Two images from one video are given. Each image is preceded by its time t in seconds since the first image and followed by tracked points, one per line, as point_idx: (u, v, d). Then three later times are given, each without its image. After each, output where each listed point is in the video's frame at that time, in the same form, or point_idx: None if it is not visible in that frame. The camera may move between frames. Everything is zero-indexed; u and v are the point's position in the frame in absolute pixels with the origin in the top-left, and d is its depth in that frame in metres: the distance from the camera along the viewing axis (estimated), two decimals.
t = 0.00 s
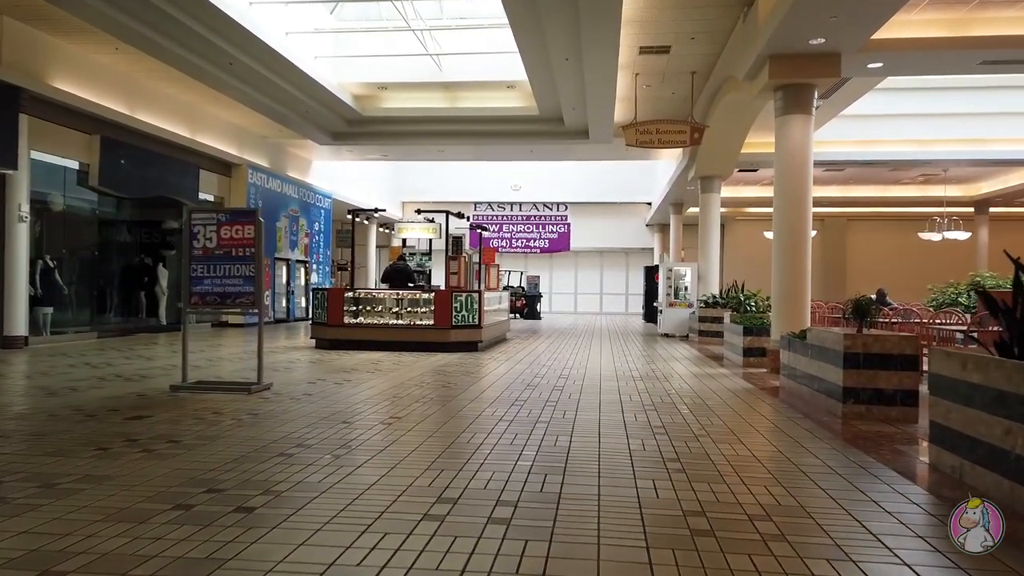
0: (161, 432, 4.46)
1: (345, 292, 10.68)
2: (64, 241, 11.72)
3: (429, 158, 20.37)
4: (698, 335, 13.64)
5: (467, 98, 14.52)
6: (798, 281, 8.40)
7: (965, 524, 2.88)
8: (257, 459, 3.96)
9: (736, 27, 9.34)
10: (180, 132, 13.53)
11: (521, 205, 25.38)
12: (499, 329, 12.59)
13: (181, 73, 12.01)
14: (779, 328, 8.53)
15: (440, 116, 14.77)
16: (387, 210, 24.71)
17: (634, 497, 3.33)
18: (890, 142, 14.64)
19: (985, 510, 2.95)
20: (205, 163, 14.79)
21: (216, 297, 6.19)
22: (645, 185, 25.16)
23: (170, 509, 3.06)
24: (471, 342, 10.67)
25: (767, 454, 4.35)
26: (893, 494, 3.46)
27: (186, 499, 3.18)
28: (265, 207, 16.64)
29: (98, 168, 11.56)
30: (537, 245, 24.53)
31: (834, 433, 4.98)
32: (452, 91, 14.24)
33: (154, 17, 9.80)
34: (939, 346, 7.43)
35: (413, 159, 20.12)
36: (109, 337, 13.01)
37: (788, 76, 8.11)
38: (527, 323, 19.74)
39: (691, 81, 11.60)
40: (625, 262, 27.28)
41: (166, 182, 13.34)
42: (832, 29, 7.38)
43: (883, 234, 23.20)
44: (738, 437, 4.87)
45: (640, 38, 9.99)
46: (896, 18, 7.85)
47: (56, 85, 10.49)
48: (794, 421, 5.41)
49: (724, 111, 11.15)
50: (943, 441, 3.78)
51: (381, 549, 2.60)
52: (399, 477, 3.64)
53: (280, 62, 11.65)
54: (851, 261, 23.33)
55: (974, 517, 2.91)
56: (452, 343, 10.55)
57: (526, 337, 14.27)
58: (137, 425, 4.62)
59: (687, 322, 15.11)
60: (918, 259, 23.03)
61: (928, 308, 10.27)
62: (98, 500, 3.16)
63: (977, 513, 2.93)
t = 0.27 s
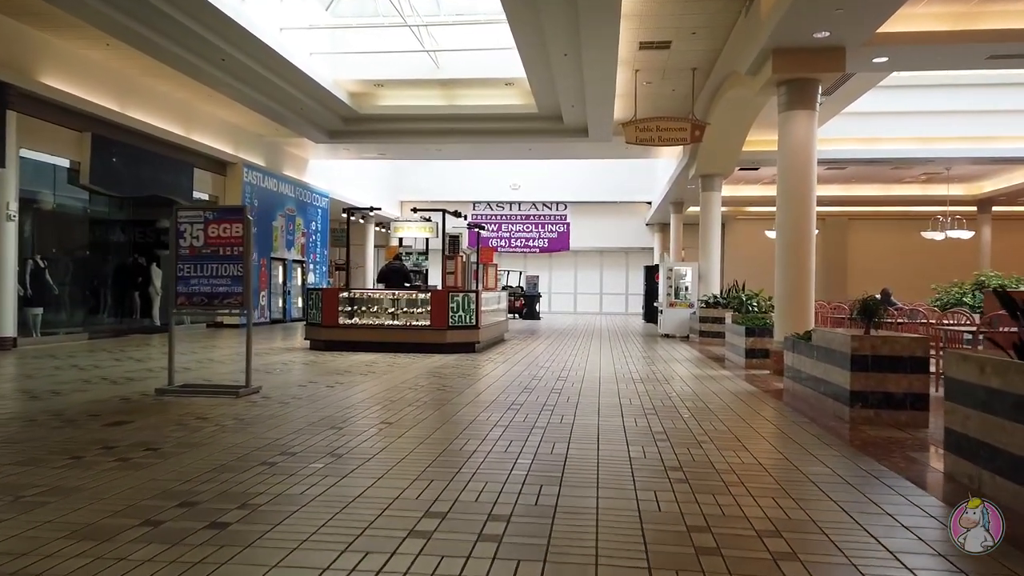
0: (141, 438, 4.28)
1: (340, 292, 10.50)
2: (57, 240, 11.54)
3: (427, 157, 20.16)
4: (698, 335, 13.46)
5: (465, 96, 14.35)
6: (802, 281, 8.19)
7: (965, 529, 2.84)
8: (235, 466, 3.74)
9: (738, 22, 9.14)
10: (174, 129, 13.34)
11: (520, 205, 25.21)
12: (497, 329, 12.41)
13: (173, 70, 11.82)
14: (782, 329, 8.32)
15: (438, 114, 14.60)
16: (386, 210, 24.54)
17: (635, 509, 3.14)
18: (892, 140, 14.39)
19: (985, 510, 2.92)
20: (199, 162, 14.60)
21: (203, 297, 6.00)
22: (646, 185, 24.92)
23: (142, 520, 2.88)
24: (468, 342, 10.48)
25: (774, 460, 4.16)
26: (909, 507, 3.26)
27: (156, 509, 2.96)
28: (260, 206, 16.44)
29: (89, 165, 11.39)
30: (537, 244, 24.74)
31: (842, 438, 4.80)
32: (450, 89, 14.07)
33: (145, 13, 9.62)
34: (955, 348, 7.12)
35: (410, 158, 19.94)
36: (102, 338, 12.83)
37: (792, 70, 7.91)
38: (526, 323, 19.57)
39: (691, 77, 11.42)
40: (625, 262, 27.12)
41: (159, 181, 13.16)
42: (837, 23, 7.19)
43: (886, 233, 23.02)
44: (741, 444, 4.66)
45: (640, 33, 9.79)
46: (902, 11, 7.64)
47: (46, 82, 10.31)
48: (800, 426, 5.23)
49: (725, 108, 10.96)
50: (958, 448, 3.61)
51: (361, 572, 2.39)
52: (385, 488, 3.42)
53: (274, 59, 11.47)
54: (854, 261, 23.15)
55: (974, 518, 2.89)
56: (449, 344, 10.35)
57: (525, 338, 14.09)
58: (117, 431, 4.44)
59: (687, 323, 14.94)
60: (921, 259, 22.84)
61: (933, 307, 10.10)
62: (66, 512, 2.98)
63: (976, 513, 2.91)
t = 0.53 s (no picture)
0: (123, 443, 4.11)
1: (336, 292, 10.34)
2: (51, 240, 11.40)
3: (426, 156, 19.99)
4: (700, 335, 13.30)
5: (464, 93, 14.18)
6: (806, 281, 8.01)
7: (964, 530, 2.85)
8: (218, 472, 3.54)
9: (741, 16, 8.97)
10: (168, 127, 13.18)
11: (520, 204, 25.03)
12: (496, 329, 12.23)
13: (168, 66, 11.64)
14: (787, 330, 8.14)
15: (436, 111, 14.43)
16: (386, 211, 24.39)
17: (641, 518, 2.95)
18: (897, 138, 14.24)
19: (984, 510, 2.93)
20: (195, 160, 14.43)
21: (192, 297, 5.84)
22: (647, 184, 24.77)
23: (118, 529, 2.71)
24: (466, 343, 10.31)
25: (784, 466, 3.99)
26: (929, 518, 3.09)
27: (130, 520, 2.76)
28: (257, 204, 16.26)
29: (81, 164, 11.30)
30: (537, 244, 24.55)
31: (852, 443, 4.64)
32: (449, 86, 13.89)
33: (139, 9, 9.44)
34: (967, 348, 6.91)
35: (409, 156, 19.76)
36: (96, 338, 12.66)
37: (797, 65, 7.74)
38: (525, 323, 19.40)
39: (693, 74, 11.26)
40: (625, 261, 26.95)
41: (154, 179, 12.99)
42: (843, 16, 7.01)
43: (889, 232, 22.83)
44: (749, 448, 4.48)
45: (642, 28, 9.62)
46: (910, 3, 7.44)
47: (38, 78, 10.14)
48: (808, 430, 5.05)
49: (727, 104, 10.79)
50: (977, 454, 3.46)
51: None
52: (376, 493, 3.21)
53: (270, 56, 11.29)
54: (856, 260, 22.96)
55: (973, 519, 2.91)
56: (447, 344, 10.18)
57: (524, 338, 13.91)
58: (100, 437, 4.27)
59: (689, 322, 14.79)
60: (925, 258, 22.65)
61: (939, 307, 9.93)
62: (39, 520, 2.81)
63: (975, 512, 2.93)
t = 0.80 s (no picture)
0: (104, 450, 3.92)
1: (333, 292, 10.16)
2: (45, 239, 11.22)
3: (425, 154, 19.82)
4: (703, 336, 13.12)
5: (463, 90, 13.99)
6: (814, 281, 7.80)
7: (967, 524, 2.97)
8: (202, 481, 3.36)
9: (746, 10, 8.76)
10: (163, 124, 12.99)
11: (520, 203, 24.84)
12: (496, 330, 12.02)
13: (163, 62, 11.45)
14: (793, 331, 7.94)
15: (436, 109, 14.24)
16: (384, 209, 24.21)
17: (650, 531, 2.76)
18: (903, 136, 14.05)
19: (984, 512, 3.09)
20: (191, 159, 14.23)
21: (183, 296, 5.65)
22: (647, 181, 24.61)
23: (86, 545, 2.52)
24: (466, 344, 10.12)
25: (799, 474, 3.79)
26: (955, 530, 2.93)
27: (104, 535, 2.59)
28: (254, 203, 16.05)
29: (75, 162, 11.04)
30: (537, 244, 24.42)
31: (866, 449, 4.46)
32: (448, 83, 13.70)
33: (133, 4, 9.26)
34: (982, 352, 6.66)
35: (408, 155, 19.58)
36: (90, 339, 12.46)
37: (804, 59, 7.55)
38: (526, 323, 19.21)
39: (697, 70, 11.08)
40: (626, 261, 26.75)
41: (148, 177, 12.80)
42: (853, 9, 6.80)
43: (892, 233, 22.62)
44: (759, 454, 4.28)
45: (644, 23, 9.42)
46: None
47: (29, 74, 9.94)
48: (821, 435, 4.86)
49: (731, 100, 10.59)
50: (1002, 463, 3.29)
51: None
52: (368, 505, 3.03)
53: (267, 52, 11.11)
54: (860, 261, 22.75)
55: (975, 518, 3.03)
56: (445, 345, 10.00)
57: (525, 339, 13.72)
58: (81, 443, 4.09)
59: (691, 323, 14.60)
60: (930, 259, 22.42)
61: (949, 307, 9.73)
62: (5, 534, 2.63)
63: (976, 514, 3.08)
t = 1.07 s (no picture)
0: (85, 459, 3.75)
1: (330, 293, 9.99)
2: (39, 238, 11.03)
3: (424, 154, 19.66)
4: (705, 337, 12.95)
5: (462, 88, 13.81)
6: (820, 282, 7.63)
7: (968, 522, 3.03)
8: (186, 493, 3.20)
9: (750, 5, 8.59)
10: (159, 122, 12.83)
11: (520, 203, 24.67)
12: (495, 331, 11.85)
13: (158, 60, 11.28)
14: (799, 332, 7.76)
15: (435, 107, 14.06)
16: (383, 209, 24.05)
17: (658, 550, 2.59)
18: (908, 134, 13.88)
19: (983, 514, 3.16)
20: (187, 157, 14.06)
21: (172, 297, 5.48)
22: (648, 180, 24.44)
23: (56, 565, 2.36)
24: (465, 345, 9.95)
25: (812, 483, 3.63)
26: (982, 549, 2.75)
27: (75, 554, 2.43)
28: (251, 203, 15.88)
29: (68, 162, 10.87)
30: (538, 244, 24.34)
31: (879, 456, 4.29)
32: (447, 81, 13.53)
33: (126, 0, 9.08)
34: (993, 355, 6.41)
35: (407, 154, 19.42)
36: (84, 340, 12.30)
37: (810, 55, 7.39)
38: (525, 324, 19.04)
39: (699, 67, 10.91)
40: (627, 261, 26.59)
41: (143, 176, 12.64)
42: (861, 3, 6.62)
43: (895, 233, 22.45)
44: (767, 460, 4.13)
45: (646, 19, 9.23)
46: None
47: (22, 72, 9.78)
48: (831, 441, 4.69)
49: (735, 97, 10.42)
50: None
51: None
52: (360, 520, 2.87)
53: (264, 50, 10.95)
54: (863, 261, 22.58)
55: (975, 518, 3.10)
56: (444, 347, 9.83)
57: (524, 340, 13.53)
58: (62, 451, 3.92)
59: (693, 324, 14.46)
60: (933, 259, 22.25)
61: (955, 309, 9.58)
62: None
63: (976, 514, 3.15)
